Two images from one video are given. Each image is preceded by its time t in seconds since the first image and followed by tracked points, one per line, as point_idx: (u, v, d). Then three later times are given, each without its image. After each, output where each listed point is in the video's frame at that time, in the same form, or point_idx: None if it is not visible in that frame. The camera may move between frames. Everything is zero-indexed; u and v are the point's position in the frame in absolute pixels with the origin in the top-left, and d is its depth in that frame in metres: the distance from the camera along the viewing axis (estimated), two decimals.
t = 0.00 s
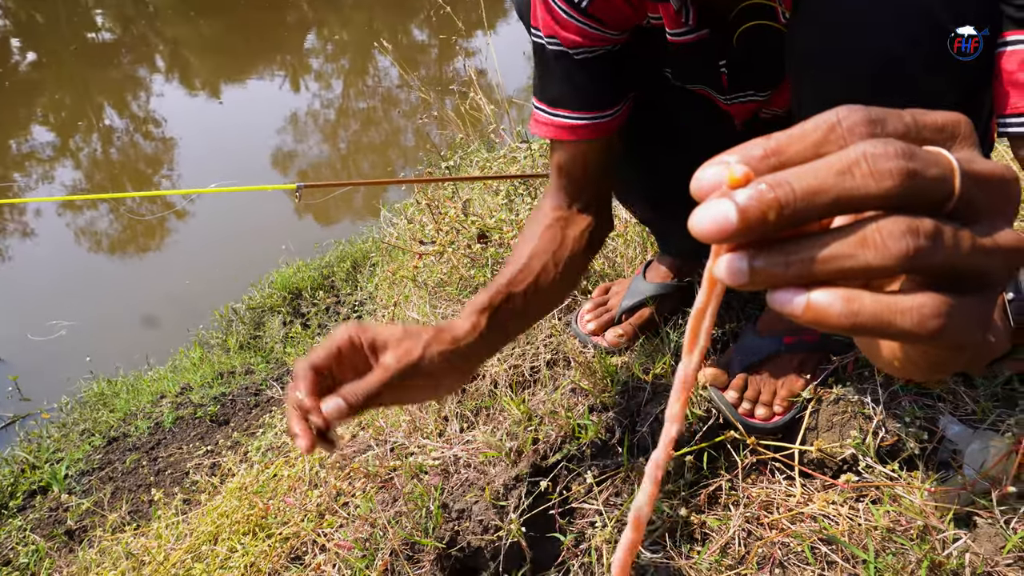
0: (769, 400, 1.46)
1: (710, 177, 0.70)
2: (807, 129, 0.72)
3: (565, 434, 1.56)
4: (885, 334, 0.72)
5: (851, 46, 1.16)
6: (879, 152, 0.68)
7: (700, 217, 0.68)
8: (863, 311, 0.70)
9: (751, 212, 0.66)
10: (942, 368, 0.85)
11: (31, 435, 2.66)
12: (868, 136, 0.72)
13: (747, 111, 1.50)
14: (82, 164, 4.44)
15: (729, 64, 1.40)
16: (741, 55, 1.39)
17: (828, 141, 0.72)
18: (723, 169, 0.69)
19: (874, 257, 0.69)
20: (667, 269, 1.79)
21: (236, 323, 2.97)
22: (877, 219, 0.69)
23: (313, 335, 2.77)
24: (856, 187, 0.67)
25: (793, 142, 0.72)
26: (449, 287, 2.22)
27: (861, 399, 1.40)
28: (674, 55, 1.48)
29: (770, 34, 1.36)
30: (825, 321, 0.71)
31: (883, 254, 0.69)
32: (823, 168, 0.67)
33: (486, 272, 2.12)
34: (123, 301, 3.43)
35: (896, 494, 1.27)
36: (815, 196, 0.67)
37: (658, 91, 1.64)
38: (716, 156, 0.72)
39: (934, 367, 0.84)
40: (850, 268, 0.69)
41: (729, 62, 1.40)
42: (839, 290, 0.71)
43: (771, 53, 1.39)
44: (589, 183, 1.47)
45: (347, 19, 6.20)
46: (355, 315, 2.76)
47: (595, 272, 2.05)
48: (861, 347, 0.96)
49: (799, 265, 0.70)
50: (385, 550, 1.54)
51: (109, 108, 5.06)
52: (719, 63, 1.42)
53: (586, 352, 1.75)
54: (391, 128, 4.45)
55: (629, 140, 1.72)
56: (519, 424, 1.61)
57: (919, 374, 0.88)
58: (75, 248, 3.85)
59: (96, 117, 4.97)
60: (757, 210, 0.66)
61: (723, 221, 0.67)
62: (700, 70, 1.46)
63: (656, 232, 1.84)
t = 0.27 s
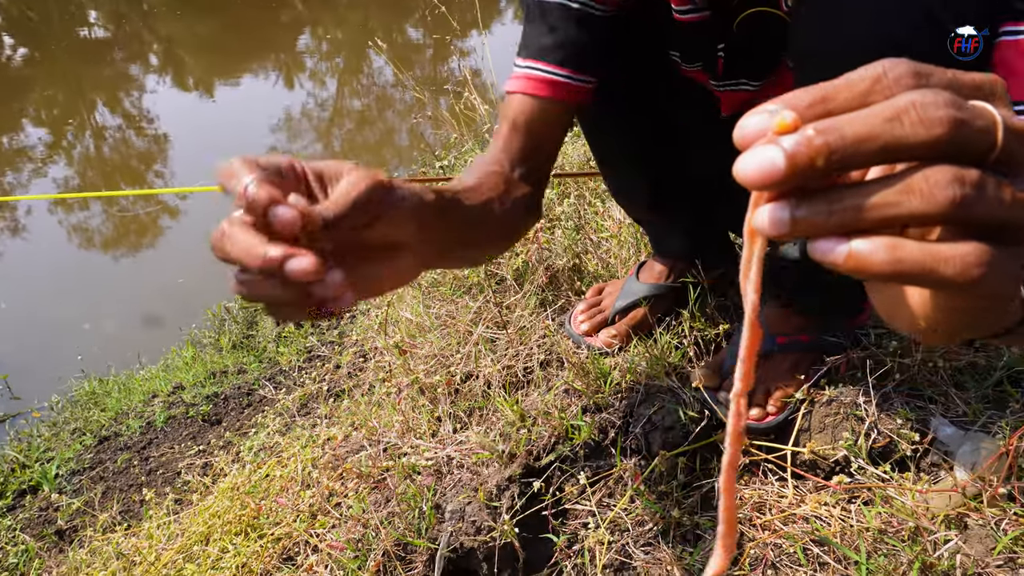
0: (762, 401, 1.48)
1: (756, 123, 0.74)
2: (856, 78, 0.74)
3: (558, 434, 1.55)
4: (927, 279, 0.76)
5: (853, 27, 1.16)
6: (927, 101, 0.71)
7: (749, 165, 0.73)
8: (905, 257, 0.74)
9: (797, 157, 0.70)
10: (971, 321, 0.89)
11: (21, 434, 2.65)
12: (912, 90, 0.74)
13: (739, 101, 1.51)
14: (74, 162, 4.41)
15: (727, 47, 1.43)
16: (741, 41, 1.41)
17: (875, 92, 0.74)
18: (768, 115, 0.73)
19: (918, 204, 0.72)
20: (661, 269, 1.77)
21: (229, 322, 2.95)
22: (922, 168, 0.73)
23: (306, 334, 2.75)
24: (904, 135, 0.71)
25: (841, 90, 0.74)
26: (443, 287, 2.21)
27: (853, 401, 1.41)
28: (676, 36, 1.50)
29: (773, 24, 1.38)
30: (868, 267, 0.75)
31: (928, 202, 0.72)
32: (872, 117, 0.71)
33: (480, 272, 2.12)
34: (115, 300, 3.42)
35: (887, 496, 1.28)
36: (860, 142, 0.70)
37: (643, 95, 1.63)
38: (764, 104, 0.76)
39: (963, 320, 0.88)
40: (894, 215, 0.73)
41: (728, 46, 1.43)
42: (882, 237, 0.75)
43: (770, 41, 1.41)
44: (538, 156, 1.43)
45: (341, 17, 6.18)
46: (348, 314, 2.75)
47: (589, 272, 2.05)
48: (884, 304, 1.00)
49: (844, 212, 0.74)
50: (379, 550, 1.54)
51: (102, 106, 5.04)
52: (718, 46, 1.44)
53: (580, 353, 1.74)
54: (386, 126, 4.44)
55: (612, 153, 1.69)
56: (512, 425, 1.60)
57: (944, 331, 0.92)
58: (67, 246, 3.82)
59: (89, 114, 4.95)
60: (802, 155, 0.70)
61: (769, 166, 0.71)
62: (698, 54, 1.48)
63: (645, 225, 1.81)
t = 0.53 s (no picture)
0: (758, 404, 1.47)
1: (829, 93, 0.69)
2: (927, 62, 0.71)
3: (553, 441, 1.55)
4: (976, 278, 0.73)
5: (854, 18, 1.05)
6: (1006, 94, 0.68)
7: (811, 145, 0.68)
8: (958, 255, 0.72)
9: (868, 138, 0.66)
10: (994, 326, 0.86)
11: (13, 443, 2.62)
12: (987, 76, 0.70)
13: (724, 92, 1.50)
14: (66, 168, 4.39)
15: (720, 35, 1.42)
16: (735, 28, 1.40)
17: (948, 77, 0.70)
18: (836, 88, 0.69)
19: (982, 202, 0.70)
20: (655, 275, 1.77)
21: (223, 329, 2.94)
22: (989, 165, 0.70)
23: (300, 341, 2.74)
24: (978, 129, 0.68)
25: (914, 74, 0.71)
26: (437, 293, 2.21)
27: (848, 406, 1.41)
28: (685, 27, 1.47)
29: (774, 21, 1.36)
30: (918, 261, 0.74)
31: (993, 201, 0.70)
32: (947, 106, 0.68)
33: (474, 278, 2.11)
34: (107, 307, 3.40)
35: (883, 500, 1.28)
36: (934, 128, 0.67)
37: (646, 102, 1.58)
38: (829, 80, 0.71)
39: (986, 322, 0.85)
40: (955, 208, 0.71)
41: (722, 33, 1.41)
42: (937, 234, 0.73)
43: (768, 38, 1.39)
44: (517, 99, 1.27)
45: (335, 23, 6.18)
46: (343, 321, 2.74)
47: (584, 278, 2.05)
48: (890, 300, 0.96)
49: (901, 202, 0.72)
50: (374, 559, 1.53)
51: (95, 112, 5.03)
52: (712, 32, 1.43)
53: (575, 359, 1.74)
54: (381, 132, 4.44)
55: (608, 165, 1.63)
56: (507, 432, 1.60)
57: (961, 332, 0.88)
58: (59, 253, 3.81)
59: (82, 120, 4.94)
60: (876, 134, 0.66)
61: (835, 147, 0.67)
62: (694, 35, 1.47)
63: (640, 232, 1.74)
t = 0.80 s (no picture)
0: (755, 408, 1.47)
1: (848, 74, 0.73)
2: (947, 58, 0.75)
3: (551, 446, 1.55)
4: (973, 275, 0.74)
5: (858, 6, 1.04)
6: (1019, 99, 0.70)
7: (819, 133, 0.72)
8: (963, 252, 0.73)
9: (875, 130, 0.69)
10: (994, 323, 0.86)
11: (6, 453, 2.60)
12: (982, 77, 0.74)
13: (726, 80, 1.49)
14: (59, 176, 4.38)
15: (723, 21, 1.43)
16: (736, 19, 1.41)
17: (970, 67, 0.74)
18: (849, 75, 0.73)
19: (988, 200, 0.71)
20: (651, 281, 1.77)
21: (217, 337, 2.93)
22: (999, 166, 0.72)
23: (296, 349, 2.73)
24: (987, 132, 0.70)
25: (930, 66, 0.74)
26: (432, 299, 2.20)
27: (844, 410, 1.41)
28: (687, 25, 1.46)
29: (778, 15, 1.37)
30: (919, 257, 0.75)
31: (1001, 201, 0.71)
32: (958, 108, 0.70)
33: (470, 284, 2.11)
34: (101, 315, 3.38)
35: (881, 504, 1.28)
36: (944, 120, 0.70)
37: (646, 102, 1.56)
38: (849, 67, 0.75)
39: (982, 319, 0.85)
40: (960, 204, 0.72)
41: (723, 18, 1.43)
42: (940, 231, 0.74)
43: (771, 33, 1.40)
44: (503, 50, 1.22)
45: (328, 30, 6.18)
46: (338, 328, 2.73)
47: (580, 283, 2.05)
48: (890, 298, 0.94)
49: (908, 197, 0.74)
50: (371, 568, 1.52)
51: (87, 119, 5.01)
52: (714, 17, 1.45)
53: (571, 364, 1.74)
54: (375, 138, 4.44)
55: (604, 162, 1.62)
56: (504, 438, 1.60)
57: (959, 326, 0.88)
58: (52, 261, 3.79)
59: (75, 128, 4.92)
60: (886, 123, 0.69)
61: (840, 141, 0.70)
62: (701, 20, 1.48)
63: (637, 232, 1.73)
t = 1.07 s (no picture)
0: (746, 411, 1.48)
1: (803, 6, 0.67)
2: None
3: (543, 450, 1.55)
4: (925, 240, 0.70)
5: None
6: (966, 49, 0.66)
7: (764, 92, 0.69)
8: (908, 214, 0.69)
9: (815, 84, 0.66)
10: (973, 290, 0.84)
11: None
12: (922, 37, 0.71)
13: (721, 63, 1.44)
14: (47, 181, 4.35)
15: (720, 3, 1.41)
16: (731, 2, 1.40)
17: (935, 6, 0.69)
18: None
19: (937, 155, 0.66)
20: (641, 286, 1.78)
21: (208, 342, 2.92)
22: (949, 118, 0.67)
23: (287, 353, 2.72)
24: (934, 87, 0.66)
25: None
26: (424, 304, 2.20)
27: (835, 411, 1.42)
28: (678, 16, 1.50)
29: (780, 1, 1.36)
30: (868, 219, 0.71)
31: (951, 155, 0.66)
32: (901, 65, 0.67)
33: (461, 288, 2.11)
34: (90, 321, 3.36)
35: (872, 505, 1.28)
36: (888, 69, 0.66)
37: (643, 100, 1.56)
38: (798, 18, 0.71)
39: (967, 286, 0.83)
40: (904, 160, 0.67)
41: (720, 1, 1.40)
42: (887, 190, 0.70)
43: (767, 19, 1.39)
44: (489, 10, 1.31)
45: (319, 34, 6.18)
46: (330, 333, 2.72)
47: (572, 286, 2.05)
48: (879, 263, 0.94)
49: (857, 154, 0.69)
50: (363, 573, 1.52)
51: (76, 124, 4.98)
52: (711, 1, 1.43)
53: (563, 367, 1.74)
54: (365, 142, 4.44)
55: (606, 165, 1.64)
56: (496, 442, 1.60)
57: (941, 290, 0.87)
58: (41, 267, 3.76)
59: (63, 133, 4.89)
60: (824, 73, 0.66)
61: (785, 102, 0.67)
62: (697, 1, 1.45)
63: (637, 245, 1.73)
